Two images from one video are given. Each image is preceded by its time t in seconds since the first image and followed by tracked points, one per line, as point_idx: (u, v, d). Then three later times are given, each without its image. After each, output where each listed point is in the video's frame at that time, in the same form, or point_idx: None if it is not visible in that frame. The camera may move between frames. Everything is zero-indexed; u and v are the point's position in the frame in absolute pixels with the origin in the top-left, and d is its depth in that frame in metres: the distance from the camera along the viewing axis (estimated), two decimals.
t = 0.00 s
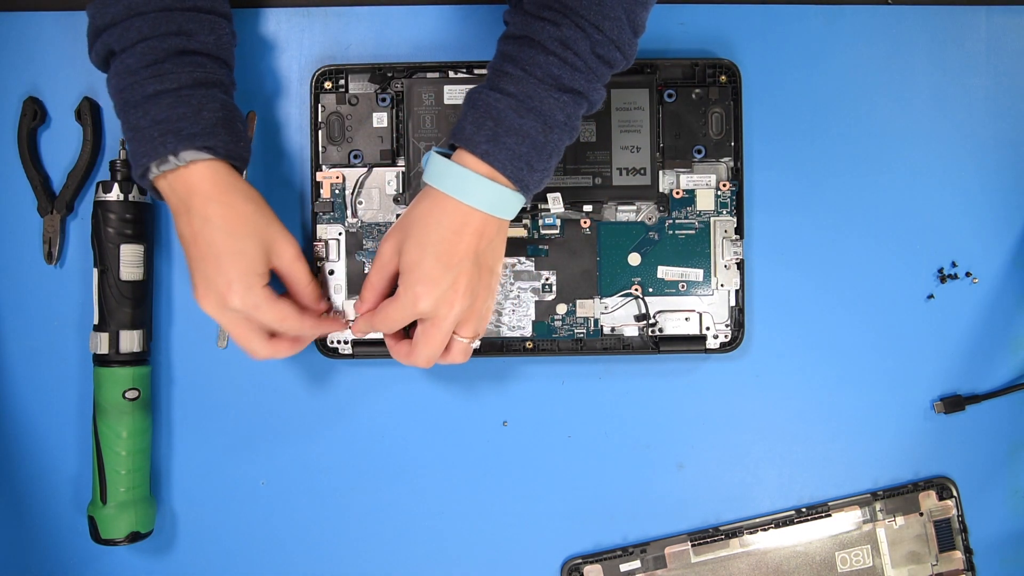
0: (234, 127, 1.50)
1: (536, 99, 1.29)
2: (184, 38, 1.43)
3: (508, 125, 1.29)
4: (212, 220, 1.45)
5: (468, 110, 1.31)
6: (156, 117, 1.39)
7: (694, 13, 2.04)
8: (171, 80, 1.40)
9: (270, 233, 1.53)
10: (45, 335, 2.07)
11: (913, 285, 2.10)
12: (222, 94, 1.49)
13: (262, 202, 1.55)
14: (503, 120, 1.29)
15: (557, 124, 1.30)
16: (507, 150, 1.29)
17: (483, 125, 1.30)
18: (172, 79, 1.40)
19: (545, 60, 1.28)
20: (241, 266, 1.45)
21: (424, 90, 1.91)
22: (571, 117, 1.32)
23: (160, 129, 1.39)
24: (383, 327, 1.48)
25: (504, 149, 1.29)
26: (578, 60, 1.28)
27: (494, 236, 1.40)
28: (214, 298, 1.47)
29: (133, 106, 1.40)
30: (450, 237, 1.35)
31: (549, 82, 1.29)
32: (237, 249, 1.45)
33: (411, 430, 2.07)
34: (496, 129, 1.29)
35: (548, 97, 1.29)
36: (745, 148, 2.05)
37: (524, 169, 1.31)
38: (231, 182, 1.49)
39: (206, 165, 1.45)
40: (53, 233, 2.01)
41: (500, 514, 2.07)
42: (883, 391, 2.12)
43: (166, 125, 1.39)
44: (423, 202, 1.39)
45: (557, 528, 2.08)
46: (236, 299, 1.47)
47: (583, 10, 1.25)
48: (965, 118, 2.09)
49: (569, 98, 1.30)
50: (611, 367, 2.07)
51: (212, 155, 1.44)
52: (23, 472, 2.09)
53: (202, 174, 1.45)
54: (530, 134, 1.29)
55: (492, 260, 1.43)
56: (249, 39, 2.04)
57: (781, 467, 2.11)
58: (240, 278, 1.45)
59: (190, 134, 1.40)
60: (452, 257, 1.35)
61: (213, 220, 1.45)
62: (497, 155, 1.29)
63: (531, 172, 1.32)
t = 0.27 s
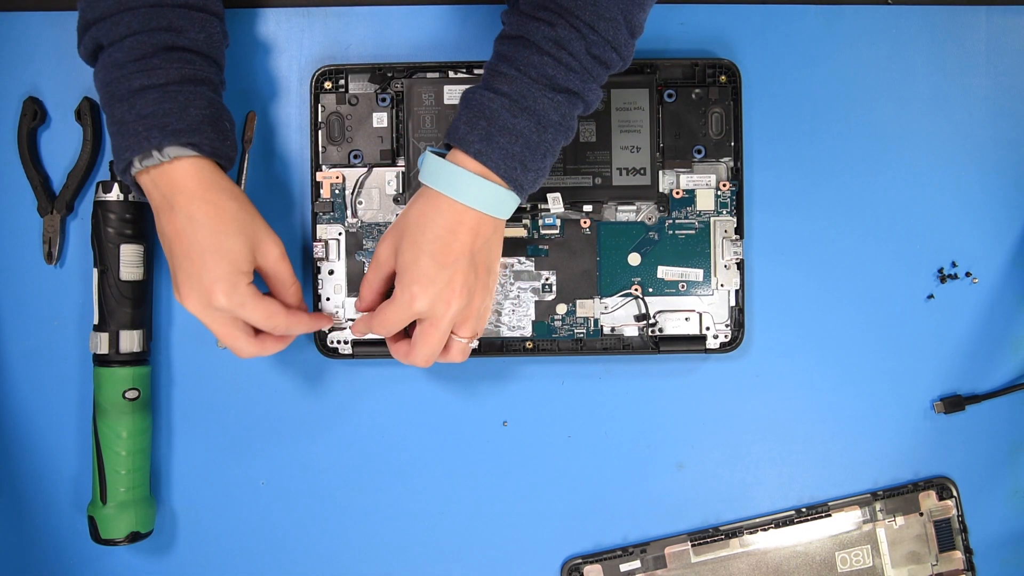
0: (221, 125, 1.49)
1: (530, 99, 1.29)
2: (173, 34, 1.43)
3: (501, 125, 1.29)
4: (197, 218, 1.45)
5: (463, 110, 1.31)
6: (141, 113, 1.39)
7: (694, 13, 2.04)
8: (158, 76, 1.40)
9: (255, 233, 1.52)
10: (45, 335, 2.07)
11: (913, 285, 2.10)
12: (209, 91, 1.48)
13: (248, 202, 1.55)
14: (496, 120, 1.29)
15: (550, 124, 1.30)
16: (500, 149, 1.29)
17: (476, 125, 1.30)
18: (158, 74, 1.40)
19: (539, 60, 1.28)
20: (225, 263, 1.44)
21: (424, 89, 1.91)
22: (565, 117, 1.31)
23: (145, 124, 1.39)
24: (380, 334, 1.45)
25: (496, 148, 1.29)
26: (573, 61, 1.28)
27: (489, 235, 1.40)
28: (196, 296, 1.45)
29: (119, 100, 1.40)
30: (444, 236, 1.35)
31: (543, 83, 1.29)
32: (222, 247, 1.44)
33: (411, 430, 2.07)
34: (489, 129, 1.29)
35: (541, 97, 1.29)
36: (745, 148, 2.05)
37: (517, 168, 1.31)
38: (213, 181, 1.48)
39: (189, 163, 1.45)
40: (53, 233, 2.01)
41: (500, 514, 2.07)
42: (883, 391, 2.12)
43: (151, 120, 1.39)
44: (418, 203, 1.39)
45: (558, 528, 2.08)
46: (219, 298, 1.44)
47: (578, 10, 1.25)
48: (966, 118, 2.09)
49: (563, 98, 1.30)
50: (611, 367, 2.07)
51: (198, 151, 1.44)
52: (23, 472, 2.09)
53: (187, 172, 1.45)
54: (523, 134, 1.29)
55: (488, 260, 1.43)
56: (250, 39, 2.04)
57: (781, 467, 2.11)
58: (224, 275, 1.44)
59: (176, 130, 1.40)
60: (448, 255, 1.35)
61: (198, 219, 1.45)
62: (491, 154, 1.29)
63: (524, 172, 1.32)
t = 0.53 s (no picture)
0: (221, 123, 1.48)
1: (526, 97, 1.29)
2: (173, 31, 1.41)
3: (497, 123, 1.29)
4: (199, 214, 1.44)
5: (459, 108, 1.31)
6: (141, 109, 1.37)
7: (694, 13, 2.04)
8: (158, 72, 1.39)
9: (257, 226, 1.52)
10: (45, 336, 2.07)
11: (913, 285, 2.10)
12: (210, 89, 1.47)
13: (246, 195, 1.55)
14: (492, 118, 1.29)
15: (547, 123, 1.30)
16: (496, 147, 1.29)
17: (472, 123, 1.30)
18: (158, 71, 1.39)
19: (535, 59, 1.28)
20: (231, 259, 1.44)
21: (424, 89, 1.91)
22: (562, 115, 1.31)
23: (145, 119, 1.37)
24: (373, 329, 1.44)
25: (492, 146, 1.29)
26: (570, 60, 1.27)
27: (486, 229, 1.40)
28: (206, 293, 1.46)
29: (118, 96, 1.38)
30: (440, 229, 1.35)
31: (540, 81, 1.29)
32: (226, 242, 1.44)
33: (411, 430, 2.07)
34: (485, 127, 1.29)
35: (538, 95, 1.29)
36: (745, 148, 2.05)
37: (513, 166, 1.31)
38: (212, 176, 1.47)
39: (187, 159, 1.44)
40: (53, 233, 2.01)
41: (499, 515, 2.07)
42: (883, 391, 2.12)
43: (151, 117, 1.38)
44: (416, 198, 1.40)
45: (558, 528, 2.08)
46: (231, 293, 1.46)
47: (575, 10, 1.25)
48: (966, 118, 2.09)
49: (559, 97, 1.29)
50: (611, 367, 2.07)
51: (198, 148, 1.43)
52: (23, 472, 2.09)
53: (186, 168, 1.45)
54: (519, 132, 1.29)
55: (485, 255, 1.42)
56: (250, 39, 2.04)
57: (781, 467, 2.11)
58: (231, 271, 1.44)
59: (176, 126, 1.39)
60: (443, 248, 1.35)
61: (200, 215, 1.45)
62: (486, 152, 1.29)
63: (521, 170, 1.32)
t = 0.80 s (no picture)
0: (216, 121, 1.48)
1: (525, 95, 1.28)
2: (167, 28, 1.40)
3: (495, 122, 1.29)
4: (196, 213, 1.44)
5: (458, 107, 1.31)
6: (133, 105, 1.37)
7: (694, 13, 2.04)
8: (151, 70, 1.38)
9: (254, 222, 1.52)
10: (45, 336, 2.07)
11: (913, 285, 2.10)
12: (203, 87, 1.46)
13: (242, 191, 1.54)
14: (491, 116, 1.29)
15: (546, 121, 1.30)
16: (494, 145, 1.29)
17: (471, 122, 1.30)
18: (151, 68, 1.38)
19: (534, 58, 1.28)
20: (228, 257, 1.44)
21: (424, 89, 1.91)
22: (561, 114, 1.31)
23: (139, 117, 1.37)
24: (375, 329, 1.44)
25: (491, 144, 1.29)
26: (568, 58, 1.27)
27: (486, 228, 1.40)
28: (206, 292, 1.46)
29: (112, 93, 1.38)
30: (440, 229, 1.35)
31: (539, 80, 1.29)
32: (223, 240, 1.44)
33: (411, 430, 2.07)
34: (484, 126, 1.29)
35: (536, 93, 1.28)
36: (745, 148, 2.05)
37: (512, 165, 1.30)
38: (208, 173, 1.47)
39: (182, 157, 1.44)
40: (53, 233, 2.01)
41: (499, 515, 2.07)
42: (883, 391, 2.12)
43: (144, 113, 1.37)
44: (416, 197, 1.39)
45: (557, 528, 2.08)
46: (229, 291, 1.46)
47: (572, 8, 1.25)
48: (966, 118, 2.09)
49: (558, 95, 1.29)
50: (611, 367, 2.07)
51: (193, 146, 1.43)
52: (23, 472, 2.09)
53: (182, 166, 1.44)
54: (518, 131, 1.29)
55: (485, 254, 1.42)
56: (250, 39, 2.04)
57: (781, 467, 2.11)
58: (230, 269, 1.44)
59: (171, 124, 1.38)
60: (443, 247, 1.35)
61: (196, 213, 1.44)
62: (485, 150, 1.29)
63: (520, 168, 1.31)
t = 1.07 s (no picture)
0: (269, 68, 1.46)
1: (522, 94, 1.28)
2: None
3: (492, 120, 1.29)
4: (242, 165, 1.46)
5: (455, 105, 1.31)
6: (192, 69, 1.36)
7: (694, 13, 2.04)
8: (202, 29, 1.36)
9: (300, 184, 1.53)
10: (44, 336, 2.07)
11: (913, 285, 2.10)
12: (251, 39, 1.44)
13: (298, 151, 1.54)
14: (488, 114, 1.29)
15: (543, 120, 1.30)
16: (491, 143, 1.29)
17: (468, 120, 1.30)
18: (203, 26, 1.36)
19: (532, 57, 1.27)
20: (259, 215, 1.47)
21: (424, 89, 1.91)
22: (558, 113, 1.31)
23: (201, 80, 1.37)
24: (372, 330, 1.44)
25: (488, 143, 1.29)
26: (567, 58, 1.27)
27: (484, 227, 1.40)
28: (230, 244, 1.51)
29: (171, 60, 1.37)
30: (437, 229, 1.35)
31: (537, 79, 1.29)
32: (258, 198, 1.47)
33: (411, 430, 2.07)
34: (481, 124, 1.29)
35: (534, 92, 1.28)
36: (745, 148, 2.05)
37: (509, 163, 1.31)
38: (271, 128, 1.49)
39: (246, 109, 1.46)
40: (53, 233, 2.01)
41: (499, 515, 2.07)
42: (883, 391, 2.12)
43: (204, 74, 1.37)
44: (412, 199, 1.40)
45: (557, 528, 2.08)
46: (254, 244, 1.48)
47: (571, 8, 1.25)
48: (966, 119, 2.10)
49: (556, 94, 1.29)
50: (611, 367, 2.07)
51: (255, 97, 1.43)
52: (23, 473, 2.09)
53: (241, 119, 1.45)
54: (515, 129, 1.29)
55: (483, 253, 1.42)
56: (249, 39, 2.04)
57: (781, 467, 2.11)
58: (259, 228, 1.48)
59: (232, 80, 1.38)
60: (440, 247, 1.35)
61: (245, 165, 1.46)
62: (482, 149, 1.30)
63: (517, 167, 1.32)
